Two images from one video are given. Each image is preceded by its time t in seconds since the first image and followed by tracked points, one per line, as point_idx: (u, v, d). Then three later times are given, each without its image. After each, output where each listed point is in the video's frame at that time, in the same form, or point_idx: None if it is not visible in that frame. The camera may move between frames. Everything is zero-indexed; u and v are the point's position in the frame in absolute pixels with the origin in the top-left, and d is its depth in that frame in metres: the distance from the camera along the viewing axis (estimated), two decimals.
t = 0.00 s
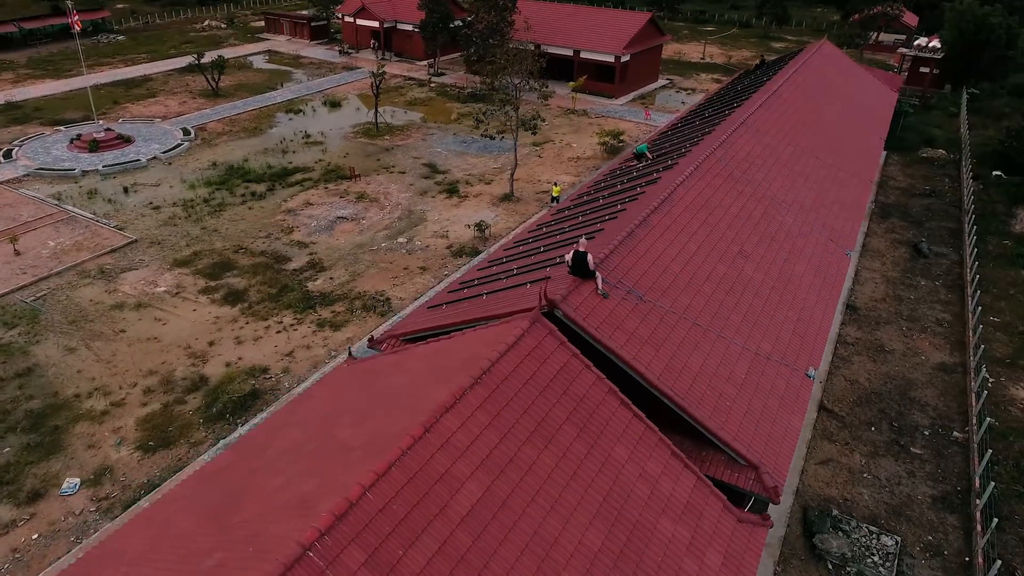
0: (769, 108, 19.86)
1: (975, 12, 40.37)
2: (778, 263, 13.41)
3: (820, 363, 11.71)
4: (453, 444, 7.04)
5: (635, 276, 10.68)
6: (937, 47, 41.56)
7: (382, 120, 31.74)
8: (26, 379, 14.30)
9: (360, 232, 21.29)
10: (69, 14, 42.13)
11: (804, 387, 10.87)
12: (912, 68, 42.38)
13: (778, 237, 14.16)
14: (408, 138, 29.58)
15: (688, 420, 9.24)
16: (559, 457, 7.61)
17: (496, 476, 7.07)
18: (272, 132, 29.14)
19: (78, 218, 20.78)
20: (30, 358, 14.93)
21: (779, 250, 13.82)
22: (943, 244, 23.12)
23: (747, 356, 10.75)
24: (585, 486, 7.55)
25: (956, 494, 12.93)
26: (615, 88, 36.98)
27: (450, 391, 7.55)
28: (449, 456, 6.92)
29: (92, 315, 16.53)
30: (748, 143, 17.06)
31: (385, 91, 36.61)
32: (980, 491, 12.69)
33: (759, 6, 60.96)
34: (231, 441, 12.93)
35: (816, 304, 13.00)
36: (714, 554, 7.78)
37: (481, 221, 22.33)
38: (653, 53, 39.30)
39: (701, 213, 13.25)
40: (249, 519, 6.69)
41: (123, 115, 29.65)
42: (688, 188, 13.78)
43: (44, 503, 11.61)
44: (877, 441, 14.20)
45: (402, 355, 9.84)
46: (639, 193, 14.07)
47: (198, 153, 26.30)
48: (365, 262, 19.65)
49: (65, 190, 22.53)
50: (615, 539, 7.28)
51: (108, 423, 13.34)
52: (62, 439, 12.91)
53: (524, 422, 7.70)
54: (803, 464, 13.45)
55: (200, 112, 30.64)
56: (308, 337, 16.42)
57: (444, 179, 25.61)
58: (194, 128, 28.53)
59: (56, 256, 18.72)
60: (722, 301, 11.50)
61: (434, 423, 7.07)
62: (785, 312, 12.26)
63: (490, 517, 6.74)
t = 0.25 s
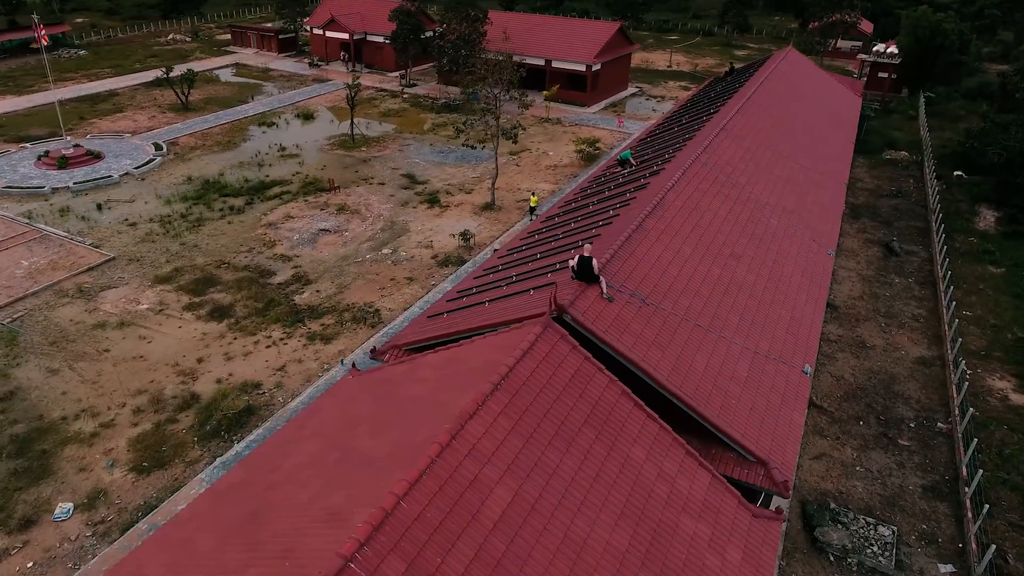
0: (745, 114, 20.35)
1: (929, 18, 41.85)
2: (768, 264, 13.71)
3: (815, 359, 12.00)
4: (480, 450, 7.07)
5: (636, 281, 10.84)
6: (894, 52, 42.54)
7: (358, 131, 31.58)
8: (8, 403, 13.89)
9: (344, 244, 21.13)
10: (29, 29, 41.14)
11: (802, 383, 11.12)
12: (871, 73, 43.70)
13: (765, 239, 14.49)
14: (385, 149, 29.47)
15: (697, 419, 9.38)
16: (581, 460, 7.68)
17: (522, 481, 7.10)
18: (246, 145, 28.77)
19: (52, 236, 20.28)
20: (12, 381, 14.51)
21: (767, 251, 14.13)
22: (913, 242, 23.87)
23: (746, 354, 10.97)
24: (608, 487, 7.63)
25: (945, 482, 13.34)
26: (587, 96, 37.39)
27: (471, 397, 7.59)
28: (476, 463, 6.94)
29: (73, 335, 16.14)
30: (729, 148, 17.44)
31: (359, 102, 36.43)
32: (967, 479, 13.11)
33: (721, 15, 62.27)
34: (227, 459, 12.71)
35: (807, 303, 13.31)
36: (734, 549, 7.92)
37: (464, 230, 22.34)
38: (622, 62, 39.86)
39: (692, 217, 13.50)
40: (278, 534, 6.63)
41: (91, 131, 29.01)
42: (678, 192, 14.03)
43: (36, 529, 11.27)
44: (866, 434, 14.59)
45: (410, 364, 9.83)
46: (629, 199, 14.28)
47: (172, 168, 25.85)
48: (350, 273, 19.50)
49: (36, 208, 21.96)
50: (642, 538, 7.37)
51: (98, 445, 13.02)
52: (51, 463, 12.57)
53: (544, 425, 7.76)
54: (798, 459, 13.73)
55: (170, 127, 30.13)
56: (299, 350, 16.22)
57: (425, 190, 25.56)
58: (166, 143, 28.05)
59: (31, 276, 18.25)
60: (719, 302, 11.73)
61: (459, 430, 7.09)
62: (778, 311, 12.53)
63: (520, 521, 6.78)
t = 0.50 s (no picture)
0: (724, 120, 20.80)
1: (887, 25, 43.26)
2: (758, 265, 14.02)
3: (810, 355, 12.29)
4: (507, 455, 7.11)
5: (638, 284, 11.01)
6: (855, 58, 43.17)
7: (334, 142, 31.39)
8: None
9: (328, 256, 20.97)
10: None
11: (800, 379, 11.38)
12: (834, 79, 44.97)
13: (753, 240, 14.81)
14: (363, 160, 29.33)
15: (707, 417, 9.54)
16: (602, 462, 7.77)
17: (550, 485, 7.16)
18: (221, 159, 28.35)
19: (26, 256, 19.75)
20: None
21: (757, 252, 14.45)
22: (885, 242, 24.58)
23: (746, 354, 11.21)
24: (631, 488, 7.73)
25: (934, 473, 13.76)
26: (561, 105, 37.75)
27: (494, 403, 7.63)
28: (505, 468, 6.99)
29: (56, 355, 15.72)
30: (712, 153, 17.79)
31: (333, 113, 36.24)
32: (956, 469, 13.55)
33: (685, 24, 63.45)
34: (226, 477, 12.50)
35: (799, 300, 13.63)
36: (753, 544, 8.07)
37: (449, 240, 22.36)
38: (594, 70, 40.32)
39: (684, 221, 13.76)
40: (311, 548, 6.58)
41: (59, 147, 28.35)
42: (669, 197, 14.29)
43: (32, 557, 10.94)
44: (856, 429, 14.98)
45: (420, 373, 9.83)
46: (621, 204, 14.49)
47: (146, 183, 25.37)
48: (337, 285, 19.35)
49: (7, 227, 21.38)
50: (666, 537, 7.48)
51: (90, 467, 12.70)
52: (42, 488, 12.22)
53: (565, 429, 7.83)
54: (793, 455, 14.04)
55: (141, 142, 29.58)
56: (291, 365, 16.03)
57: (406, 200, 25.49)
58: (138, 158, 27.52)
59: (7, 297, 17.74)
60: (716, 302, 11.96)
61: (485, 436, 7.13)
62: (772, 310, 12.81)
63: (551, 524, 6.83)
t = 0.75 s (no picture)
0: (706, 126, 21.20)
1: (851, 33, 44.53)
2: (751, 267, 14.31)
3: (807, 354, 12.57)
4: (536, 459, 7.15)
5: (642, 287, 11.17)
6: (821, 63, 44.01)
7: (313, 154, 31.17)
8: None
9: (316, 269, 20.80)
10: None
11: (800, 377, 11.63)
12: (801, 85, 45.99)
13: (744, 243, 15.12)
14: (343, 171, 29.17)
15: (718, 417, 9.70)
16: (625, 463, 7.86)
17: (579, 487, 7.23)
18: (198, 173, 27.93)
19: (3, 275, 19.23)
20: None
21: (748, 255, 14.75)
22: (861, 243, 25.24)
23: (748, 353, 11.42)
24: (654, 488, 7.83)
25: (926, 465, 14.16)
26: (537, 114, 38.03)
27: (517, 409, 7.68)
28: (535, 472, 7.04)
29: (41, 376, 15.33)
30: (698, 158, 18.11)
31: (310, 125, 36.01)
32: (946, 461, 13.95)
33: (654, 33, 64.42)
34: (229, 494, 12.31)
35: (792, 301, 13.93)
36: (773, 539, 8.23)
37: (436, 249, 22.34)
38: (568, 80, 40.72)
39: (678, 225, 13.99)
40: (346, 559, 6.53)
41: (29, 163, 27.68)
42: (662, 201, 14.52)
43: None
44: (847, 424, 15.34)
45: (433, 382, 9.82)
46: (615, 210, 14.69)
47: (123, 198, 24.90)
48: (327, 298, 19.19)
49: None
50: (692, 535, 7.59)
51: (86, 489, 12.40)
52: (37, 512, 11.89)
53: (587, 433, 7.91)
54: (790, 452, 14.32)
55: (115, 157, 29.01)
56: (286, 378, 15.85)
57: (390, 211, 25.41)
58: (113, 173, 27.00)
59: None
60: (716, 304, 12.18)
61: (514, 441, 7.18)
62: (768, 310, 13.08)
63: (584, 526, 6.88)
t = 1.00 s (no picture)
0: (688, 133, 21.57)
1: (817, 42, 45.75)
2: (744, 270, 14.60)
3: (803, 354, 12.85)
4: (565, 464, 7.22)
5: (645, 293, 11.33)
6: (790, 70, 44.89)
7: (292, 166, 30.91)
8: None
9: (303, 282, 20.62)
10: None
11: (799, 376, 11.89)
12: (769, 93, 46.00)
13: (735, 247, 15.41)
14: (324, 183, 28.97)
15: (727, 418, 9.87)
16: (647, 465, 7.97)
17: (607, 491, 7.31)
18: (176, 187, 27.49)
19: None
20: None
21: (740, 258, 15.05)
22: (837, 245, 25.88)
23: (749, 355, 11.65)
24: (677, 489, 7.95)
25: (916, 459, 14.55)
26: (514, 123, 38.17)
27: (541, 415, 7.74)
28: (565, 476, 7.10)
29: (27, 398, 14.93)
30: (685, 165, 18.44)
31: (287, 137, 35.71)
32: (937, 455, 14.36)
33: (623, 43, 65.33)
34: (231, 511, 12.11)
35: (785, 302, 14.23)
36: (790, 536, 8.40)
37: (423, 260, 22.30)
38: (543, 90, 41.01)
39: (673, 231, 14.22)
40: (383, 570, 6.50)
41: None
42: (656, 208, 14.75)
43: None
44: (839, 422, 15.69)
45: (445, 391, 9.84)
46: (609, 218, 14.89)
47: (100, 214, 24.41)
48: (317, 311, 19.03)
49: None
50: (716, 534, 7.72)
51: (83, 512, 12.10)
52: (33, 537, 11.56)
53: (609, 436, 8.01)
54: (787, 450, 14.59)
55: (88, 172, 28.42)
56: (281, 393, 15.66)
57: (374, 222, 25.29)
58: (87, 189, 26.44)
59: None
60: (714, 307, 12.40)
61: (542, 447, 7.25)
62: (763, 312, 13.36)
63: (615, 529, 6.96)
